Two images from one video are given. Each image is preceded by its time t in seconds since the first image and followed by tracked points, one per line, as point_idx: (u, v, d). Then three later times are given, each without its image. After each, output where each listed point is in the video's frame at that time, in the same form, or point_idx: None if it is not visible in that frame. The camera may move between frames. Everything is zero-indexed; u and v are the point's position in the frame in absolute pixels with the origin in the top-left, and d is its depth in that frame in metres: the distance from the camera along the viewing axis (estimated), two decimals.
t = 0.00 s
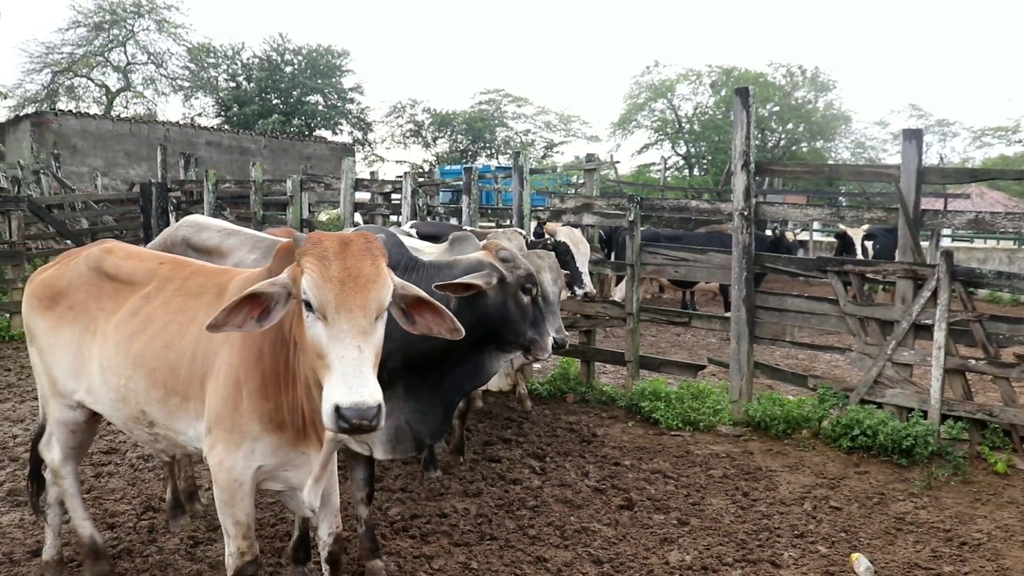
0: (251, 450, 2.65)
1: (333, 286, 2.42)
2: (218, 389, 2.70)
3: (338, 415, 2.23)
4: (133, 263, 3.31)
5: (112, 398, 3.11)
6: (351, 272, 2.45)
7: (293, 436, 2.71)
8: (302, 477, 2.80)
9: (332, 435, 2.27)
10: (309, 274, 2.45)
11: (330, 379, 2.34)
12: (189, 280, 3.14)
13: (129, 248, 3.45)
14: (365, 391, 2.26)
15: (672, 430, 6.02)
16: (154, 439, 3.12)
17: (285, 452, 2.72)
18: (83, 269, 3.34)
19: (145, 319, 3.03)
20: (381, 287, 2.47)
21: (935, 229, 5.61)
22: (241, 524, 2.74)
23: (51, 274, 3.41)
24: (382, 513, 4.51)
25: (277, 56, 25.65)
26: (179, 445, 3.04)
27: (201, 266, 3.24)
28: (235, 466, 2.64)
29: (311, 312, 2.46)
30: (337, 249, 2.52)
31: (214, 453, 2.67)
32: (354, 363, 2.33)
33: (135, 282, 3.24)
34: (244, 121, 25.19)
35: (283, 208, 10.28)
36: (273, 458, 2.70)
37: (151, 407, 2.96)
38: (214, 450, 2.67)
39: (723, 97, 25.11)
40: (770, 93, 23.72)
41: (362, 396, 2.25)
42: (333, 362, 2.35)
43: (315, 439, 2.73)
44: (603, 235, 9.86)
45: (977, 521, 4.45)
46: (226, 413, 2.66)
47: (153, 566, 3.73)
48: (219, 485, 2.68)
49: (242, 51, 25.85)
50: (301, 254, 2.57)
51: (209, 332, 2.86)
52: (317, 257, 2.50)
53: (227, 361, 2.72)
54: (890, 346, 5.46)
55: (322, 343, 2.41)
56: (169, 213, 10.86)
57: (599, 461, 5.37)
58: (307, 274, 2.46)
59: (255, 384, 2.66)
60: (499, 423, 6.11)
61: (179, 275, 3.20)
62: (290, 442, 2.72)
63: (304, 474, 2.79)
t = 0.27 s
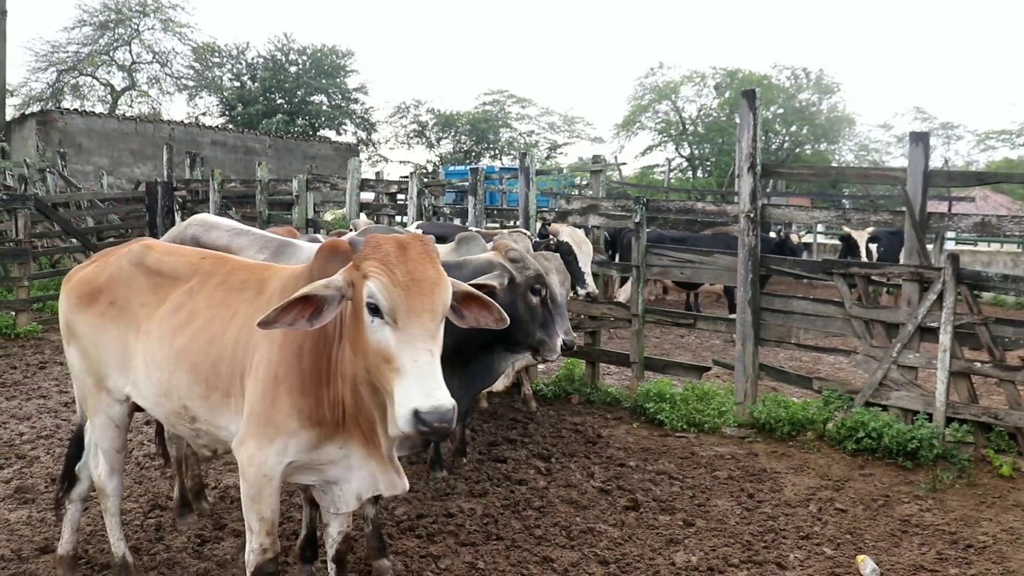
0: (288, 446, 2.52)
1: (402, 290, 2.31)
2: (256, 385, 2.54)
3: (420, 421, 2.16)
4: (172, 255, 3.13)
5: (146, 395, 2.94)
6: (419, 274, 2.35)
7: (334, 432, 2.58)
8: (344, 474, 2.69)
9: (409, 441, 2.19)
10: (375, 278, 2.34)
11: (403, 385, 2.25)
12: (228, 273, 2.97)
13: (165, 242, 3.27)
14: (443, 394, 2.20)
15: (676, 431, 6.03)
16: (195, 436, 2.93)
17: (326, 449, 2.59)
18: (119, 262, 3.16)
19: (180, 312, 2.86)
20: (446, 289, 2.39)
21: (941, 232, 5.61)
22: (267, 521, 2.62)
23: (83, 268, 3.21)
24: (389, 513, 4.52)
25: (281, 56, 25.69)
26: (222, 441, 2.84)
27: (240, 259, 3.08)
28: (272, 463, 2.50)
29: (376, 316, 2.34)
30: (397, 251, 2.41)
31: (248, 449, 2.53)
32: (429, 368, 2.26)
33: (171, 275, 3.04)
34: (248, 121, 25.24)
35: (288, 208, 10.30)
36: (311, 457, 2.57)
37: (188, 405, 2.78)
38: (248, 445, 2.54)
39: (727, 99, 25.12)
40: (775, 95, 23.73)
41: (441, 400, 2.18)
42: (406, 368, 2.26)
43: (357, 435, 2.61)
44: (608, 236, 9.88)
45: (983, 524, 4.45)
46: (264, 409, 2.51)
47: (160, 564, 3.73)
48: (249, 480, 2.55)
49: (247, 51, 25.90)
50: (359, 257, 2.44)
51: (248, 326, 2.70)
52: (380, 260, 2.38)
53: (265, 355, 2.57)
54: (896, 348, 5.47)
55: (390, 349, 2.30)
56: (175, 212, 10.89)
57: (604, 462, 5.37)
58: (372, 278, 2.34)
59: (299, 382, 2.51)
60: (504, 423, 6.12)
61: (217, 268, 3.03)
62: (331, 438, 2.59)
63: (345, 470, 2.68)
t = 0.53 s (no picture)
0: (314, 446, 2.50)
1: (445, 287, 2.33)
2: (282, 386, 2.53)
3: (467, 413, 2.19)
4: (196, 258, 3.11)
5: (172, 397, 2.94)
6: (460, 271, 2.38)
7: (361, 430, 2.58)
8: (369, 472, 2.68)
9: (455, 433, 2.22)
10: (417, 274, 2.35)
11: (448, 379, 2.27)
12: (252, 274, 2.96)
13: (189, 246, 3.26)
14: (487, 387, 2.23)
15: (673, 431, 6.06)
16: (221, 436, 2.92)
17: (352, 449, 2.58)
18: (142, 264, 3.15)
19: (204, 314, 2.85)
20: (486, 286, 2.42)
21: (935, 232, 5.67)
22: (287, 520, 2.60)
23: (106, 273, 3.21)
24: (390, 514, 4.52)
25: (272, 57, 25.63)
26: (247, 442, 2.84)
27: (263, 261, 3.07)
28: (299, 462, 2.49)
29: (418, 312, 2.35)
30: (437, 249, 2.44)
31: (273, 449, 2.52)
32: (472, 362, 2.29)
33: (196, 277, 3.03)
34: (239, 122, 25.17)
35: (282, 210, 10.29)
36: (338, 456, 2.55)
37: (214, 406, 2.78)
38: (273, 444, 2.53)
39: (717, 100, 25.22)
40: (765, 96, 23.88)
41: (486, 392, 2.22)
42: (450, 362, 2.28)
43: (384, 433, 2.61)
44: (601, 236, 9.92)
45: (979, 519, 4.50)
46: (290, 409, 2.51)
47: (163, 566, 3.73)
48: (272, 481, 2.54)
49: (237, 52, 25.82)
50: (399, 254, 2.46)
51: (274, 328, 2.69)
52: (422, 257, 2.41)
53: (291, 356, 2.56)
54: (891, 347, 5.52)
55: (432, 344, 2.32)
56: (168, 214, 10.86)
57: (602, 461, 5.40)
58: (415, 274, 2.36)
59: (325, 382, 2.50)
60: (502, 423, 6.13)
61: (240, 269, 3.02)
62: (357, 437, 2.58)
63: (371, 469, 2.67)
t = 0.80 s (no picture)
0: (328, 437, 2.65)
1: (457, 274, 2.50)
2: (296, 378, 2.67)
3: (479, 395, 2.35)
4: (207, 252, 3.21)
5: (185, 387, 3.05)
6: (471, 260, 2.54)
7: (371, 421, 2.74)
8: (377, 461, 2.84)
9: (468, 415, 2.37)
10: (430, 263, 2.52)
11: (461, 362, 2.44)
12: (263, 268, 3.07)
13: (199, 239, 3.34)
14: (499, 371, 2.39)
15: (664, 426, 6.11)
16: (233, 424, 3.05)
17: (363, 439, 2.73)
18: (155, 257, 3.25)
19: (217, 308, 2.95)
20: (495, 274, 2.59)
21: (921, 229, 5.77)
22: (303, 509, 2.71)
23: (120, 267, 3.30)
24: (385, 509, 4.54)
25: (254, 54, 25.45)
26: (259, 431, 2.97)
27: (273, 254, 3.17)
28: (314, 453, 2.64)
29: (430, 299, 2.52)
30: (449, 239, 2.60)
31: (286, 439, 2.67)
32: (484, 345, 2.45)
33: (207, 270, 3.12)
34: (221, 120, 24.97)
35: (268, 207, 10.24)
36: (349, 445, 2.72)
37: (228, 396, 2.90)
38: (287, 437, 2.66)
39: (700, 98, 25.40)
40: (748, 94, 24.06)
41: (498, 375, 2.38)
42: (464, 347, 2.45)
43: (392, 423, 2.77)
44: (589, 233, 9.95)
45: (965, 510, 4.59)
46: (304, 402, 2.65)
47: (161, 562, 3.88)
48: (284, 469, 2.68)
49: (219, 49, 25.62)
50: (411, 244, 2.63)
51: (287, 322, 2.81)
52: (434, 246, 2.57)
53: (304, 350, 2.71)
54: (878, 343, 5.61)
55: (445, 329, 2.49)
56: (154, 212, 10.79)
57: (594, 456, 5.43)
58: (427, 263, 2.52)
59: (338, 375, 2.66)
60: (493, 419, 6.16)
61: (252, 262, 3.12)
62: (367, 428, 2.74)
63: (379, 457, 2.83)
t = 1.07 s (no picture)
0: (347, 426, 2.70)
1: (470, 267, 2.48)
2: (315, 369, 2.74)
3: (491, 388, 2.31)
4: (232, 244, 3.29)
5: (209, 376, 3.14)
6: (485, 254, 2.53)
7: (388, 411, 2.78)
8: (395, 452, 2.87)
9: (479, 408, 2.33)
10: (443, 257, 2.51)
11: (473, 355, 2.41)
12: (287, 260, 3.15)
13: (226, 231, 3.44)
14: (511, 364, 2.35)
15: (667, 418, 6.14)
16: (254, 413, 3.13)
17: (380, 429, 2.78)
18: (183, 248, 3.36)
19: (240, 299, 3.03)
20: (508, 268, 2.56)
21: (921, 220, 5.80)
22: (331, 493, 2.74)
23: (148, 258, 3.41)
24: (393, 502, 4.56)
25: (248, 50, 25.36)
26: (280, 420, 3.05)
27: (297, 246, 3.25)
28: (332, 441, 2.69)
29: (444, 292, 2.51)
30: (462, 233, 2.58)
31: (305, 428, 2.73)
32: (496, 338, 2.42)
33: (232, 262, 3.21)
34: (215, 116, 24.90)
35: (267, 203, 10.24)
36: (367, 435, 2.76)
37: (250, 385, 2.98)
38: (306, 424, 2.72)
39: (695, 91, 25.45)
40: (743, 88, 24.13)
41: (510, 368, 2.34)
42: (476, 340, 2.42)
43: (409, 413, 2.80)
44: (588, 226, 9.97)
45: (967, 499, 4.64)
46: (324, 392, 2.71)
47: (174, 555, 4.06)
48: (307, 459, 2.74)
49: (213, 45, 25.53)
50: (425, 238, 2.62)
51: (307, 313, 2.88)
52: (447, 240, 2.56)
53: (323, 341, 2.77)
54: (879, 333, 5.65)
55: (458, 322, 2.47)
56: (153, 208, 10.80)
57: (599, 448, 5.46)
58: (440, 257, 2.51)
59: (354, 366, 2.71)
60: (497, 412, 6.19)
61: (276, 255, 3.20)
62: (385, 418, 2.78)
63: (397, 447, 2.86)
